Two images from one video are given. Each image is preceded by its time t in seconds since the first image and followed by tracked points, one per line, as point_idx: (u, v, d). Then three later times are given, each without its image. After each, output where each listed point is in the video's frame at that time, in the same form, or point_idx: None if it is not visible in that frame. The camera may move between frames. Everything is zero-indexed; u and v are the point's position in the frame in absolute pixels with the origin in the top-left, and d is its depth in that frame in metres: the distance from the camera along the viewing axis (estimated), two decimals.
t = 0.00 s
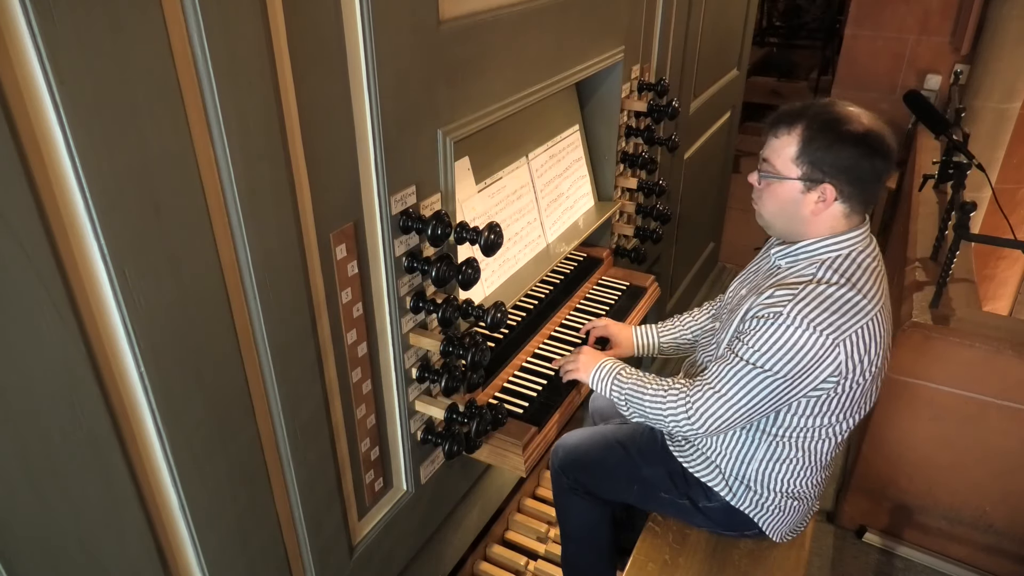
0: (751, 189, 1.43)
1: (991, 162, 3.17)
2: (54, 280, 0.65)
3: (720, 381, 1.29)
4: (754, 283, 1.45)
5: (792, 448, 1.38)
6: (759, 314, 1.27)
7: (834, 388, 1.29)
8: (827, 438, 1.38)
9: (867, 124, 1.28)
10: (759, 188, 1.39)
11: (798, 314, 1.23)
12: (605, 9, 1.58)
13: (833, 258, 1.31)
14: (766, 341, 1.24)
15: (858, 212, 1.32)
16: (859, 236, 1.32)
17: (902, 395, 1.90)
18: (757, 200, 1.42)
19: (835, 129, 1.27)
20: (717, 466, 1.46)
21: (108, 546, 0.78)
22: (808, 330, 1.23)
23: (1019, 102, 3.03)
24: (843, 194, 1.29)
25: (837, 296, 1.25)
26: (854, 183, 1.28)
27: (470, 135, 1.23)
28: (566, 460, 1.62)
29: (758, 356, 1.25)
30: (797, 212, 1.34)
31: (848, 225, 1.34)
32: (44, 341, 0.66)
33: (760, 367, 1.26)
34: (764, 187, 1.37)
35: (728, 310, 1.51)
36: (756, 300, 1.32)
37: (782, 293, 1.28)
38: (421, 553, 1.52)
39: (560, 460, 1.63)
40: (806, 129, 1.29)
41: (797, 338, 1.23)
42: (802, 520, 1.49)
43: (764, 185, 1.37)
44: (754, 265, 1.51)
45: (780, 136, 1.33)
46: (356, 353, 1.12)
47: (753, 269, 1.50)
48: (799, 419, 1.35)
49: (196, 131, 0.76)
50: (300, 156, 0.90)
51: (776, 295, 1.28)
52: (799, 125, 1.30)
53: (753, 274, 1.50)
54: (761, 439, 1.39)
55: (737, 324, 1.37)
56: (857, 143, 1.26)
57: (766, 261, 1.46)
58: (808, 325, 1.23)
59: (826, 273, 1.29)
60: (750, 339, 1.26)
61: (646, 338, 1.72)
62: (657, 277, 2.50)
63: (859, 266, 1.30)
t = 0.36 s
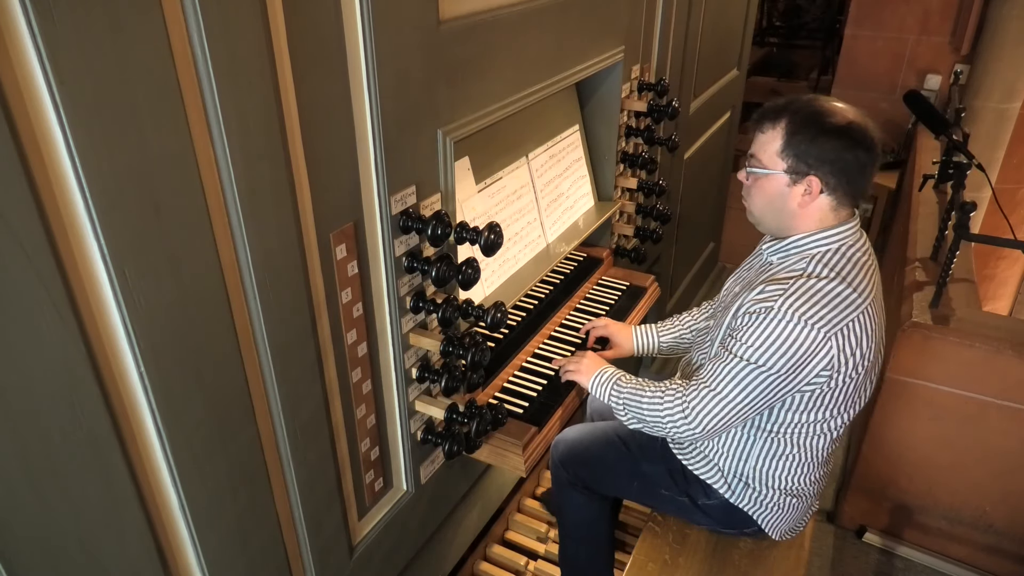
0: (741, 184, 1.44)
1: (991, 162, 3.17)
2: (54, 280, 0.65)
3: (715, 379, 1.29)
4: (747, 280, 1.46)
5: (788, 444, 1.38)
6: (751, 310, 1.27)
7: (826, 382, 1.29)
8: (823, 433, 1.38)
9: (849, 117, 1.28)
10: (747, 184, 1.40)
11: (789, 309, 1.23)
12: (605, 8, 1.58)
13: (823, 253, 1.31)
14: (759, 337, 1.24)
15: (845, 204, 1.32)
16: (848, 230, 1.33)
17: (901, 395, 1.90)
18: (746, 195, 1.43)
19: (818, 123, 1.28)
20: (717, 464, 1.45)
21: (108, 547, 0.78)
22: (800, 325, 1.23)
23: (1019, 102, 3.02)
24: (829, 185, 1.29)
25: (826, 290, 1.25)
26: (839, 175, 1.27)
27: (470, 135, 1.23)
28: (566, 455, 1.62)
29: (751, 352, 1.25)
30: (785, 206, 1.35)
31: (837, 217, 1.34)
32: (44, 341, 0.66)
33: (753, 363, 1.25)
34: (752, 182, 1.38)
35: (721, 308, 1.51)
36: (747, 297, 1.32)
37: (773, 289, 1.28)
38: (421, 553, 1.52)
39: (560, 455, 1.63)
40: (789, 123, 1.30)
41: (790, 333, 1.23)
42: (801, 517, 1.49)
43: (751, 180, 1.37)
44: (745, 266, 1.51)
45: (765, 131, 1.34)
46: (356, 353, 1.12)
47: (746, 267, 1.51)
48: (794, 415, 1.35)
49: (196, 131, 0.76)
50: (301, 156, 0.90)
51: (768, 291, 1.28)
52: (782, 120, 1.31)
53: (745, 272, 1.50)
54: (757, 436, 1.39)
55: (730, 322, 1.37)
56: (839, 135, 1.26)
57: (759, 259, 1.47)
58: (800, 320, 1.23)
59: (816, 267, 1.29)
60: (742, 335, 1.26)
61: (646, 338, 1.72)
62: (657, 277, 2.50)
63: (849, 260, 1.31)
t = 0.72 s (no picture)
0: (757, 180, 1.44)
1: (991, 162, 3.17)
2: (54, 280, 0.65)
3: (725, 375, 1.28)
4: (756, 279, 1.45)
5: (792, 445, 1.38)
6: (765, 307, 1.27)
7: (837, 383, 1.29)
8: (828, 436, 1.38)
9: (872, 117, 1.29)
10: (766, 180, 1.39)
11: (805, 308, 1.23)
12: (605, 8, 1.58)
13: (838, 253, 1.32)
14: (773, 335, 1.24)
15: (862, 205, 1.33)
16: (864, 233, 1.33)
17: (902, 395, 1.90)
18: (763, 192, 1.42)
19: (842, 121, 1.28)
20: (718, 464, 1.45)
21: (108, 547, 0.78)
22: (815, 323, 1.23)
23: (1019, 102, 3.02)
24: (849, 185, 1.30)
25: (843, 291, 1.26)
26: (860, 175, 1.28)
27: (470, 135, 1.23)
28: (567, 454, 1.61)
29: (765, 349, 1.25)
30: (804, 203, 1.35)
31: (852, 218, 1.35)
32: (44, 341, 0.66)
33: (766, 360, 1.25)
34: (770, 178, 1.37)
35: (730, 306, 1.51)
36: (761, 294, 1.32)
37: (789, 287, 1.28)
38: (421, 553, 1.52)
39: (560, 454, 1.62)
40: (814, 119, 1.30)
41: (805, 332, 1.23)
42: (800, 518, 1.49)
43: (770, 175, 1.37)
44: (755, 265, 1.51)
45: (788, 126, 1.33)
46: (356, 353, 1.12)
47: (756, 266, 1.51)
48: (800, 416, 1.35)
49: (196, 131, 0.76)
50: (300, 156, 0.90)
51: (783, 289, 1.28)
52: (807, 116, 1.31)
53: (755, 271, 1.50)
54: (762, 436, 1.39)
55: (741, 319, 1.37)
56: (863, 134, 1.27)
57: (770, 257, 1.47)
58: (816, 318, 1.23)
59: (832, 267, 1.30)
60: (756, 332, 1.26)
61: (645, 336, 1.72)
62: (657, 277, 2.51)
63: (864, 262, 1.31)
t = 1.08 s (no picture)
0: (769, 181, 1.44)
1: (991, 161, 3.16)
2: (54, 280, 0.65)
3: (729, 368, 1.29)
4: (764, 279, 1.45)
5: (795, 447, 1.38)
6: (774, 304, 1.27)
7: (843, 384, 1.29)
8: (830, 438, 1.38)
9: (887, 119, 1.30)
10: (778, 179, 1.40)
11: (814, 306, 1.23)
12: (605, 8, 1.58)
13: (849, 254, 1.31)
14: (780, 330, 1.24)
15: (874, 207, 1.33)
16: (875, 234, 1.33)
17: (902, 395, 1.90)
18: (776, 192, 1.43)
19: (856, 121, 1.29)
20: (717, 464, 1.46)
21: (108, 547, 0.78)
22: (823, 321, 1.23)
23: (1019, 102, 3.02)
24: (862, 185, 1.30)
25: (855, 291, 1.26)
26: (873, 175, 1.29)
27: (470, 135, 1.23)
28: (566, 460, 1.63)
29: (772, 344, 1.25)
30: (815, 202, 1.35)
31: (864, 220, 1.35)
32: (44, 341, 0.66)
33: (772, 355, 1.25)
34: (783, 178, 1.38)
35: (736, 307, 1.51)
36: (769, 292, 1.32)
37: (797, 286, 1.28)
38: (421, 553, 1.52)
39: (561, 460, 1.65)
40: (829, 119, 1.31)
41: (813, 330, 1.23)
42: (800, 521, 1.49)
43: (783, 174, 1.38)
44: (761, 266, 1.51)
45: (803, 125, 1.35)
46: (356, 353, 1.12)
47: (763, 267, 1.51)
48: (804, 417, 1.35)
49: (196, 131, 0.76)
50: (300, 156, 0.90)
51: (791, 288, 1.28)
52: (822, 116, 1.32)
53: (762, 271, 1.50)
54: (765, 436, 1.39)
55: (748, 317, 1.37)
56: (878, 135, 1.28)
57: (778, 258, 1.46)
58: (824, 317, 1.23)
59: (842, 268, 1.29)
60: (764, 328, 1.26)
61: (644, 328, 1.72)
62: (657, 277, 2.51)
63: (874, 263, 1.31)
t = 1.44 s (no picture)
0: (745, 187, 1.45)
1: (991, 161, 3.16)
2: (54, 280, 0.65)
3: (717, 371, 1.29)
4: (752, 282, 1.46)
5: (792, 446, 1.38)
6: (758, 306, 1.27)
7: (832, 381, 1.29)
8: (827, 437, 1.38)
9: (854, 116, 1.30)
10: (752, 185, 1.41)
11: (796, 305, 1.23)
12: (605, 9, 1.58)
13: (829, 252, 1.32)
14: (765, 332, 1.24)
15: (850, 202, 1.33)
16: (854, 230, 1.33)
17: (901, 395, 1.90)
18: (751, 197, 1.43)
19: (822, 121, 1.30)
20: (717, 465, 1.46)
21: (107, 547, 0.78)
22: (806, 320, 1.22)
23: (1019, 102, 3.02)
24: (835, 182, 1.30)
25: (836, 288, 1.25)
26: (844, 171, 1.29)
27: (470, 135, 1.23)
28: (566, 462, 1.64)
29: (757, 346, 1.25)
30: (791, 203, 1.35)
31: (842, 217, 1.34)
32: (44, 342, 0.66)
33: (758, 357, 1.25)
34: (757, 182, 1.39)
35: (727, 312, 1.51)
36: (754, 294, 1.32)
37: (780, 285, 1.28)
38: (421, 553, 1.52)
39: (560, 463, 1.66)
40: (795, 122, 1.32)
41: (797, 328, 1.23)
42: (801, 520, 1.49)
43: (756, 179, 1.38)
44: (750, 269, 1.51)
45: (771, 130, 1.35)
46: (356, 353, 1.12)
47: (752, 271, 1.51)
48: (798, 417, 1.35)
49: (196, 131, 0.76)
50: (300, 156, 0.90)
51: (774, 288, 1.28)
52: (788, 119, 1.33)
53: (750, 276, 1.50)
54: (762, 437, 1.39)
55: (736, 319, 1.37)
56: (844, 133, 1.28)
57: (764, 262, 1.47)
58: (807, 315, 1.23)
59: (823, 266, 1.29)
60: (749, 330, 1.26)
61: (645, 334, 1.72)
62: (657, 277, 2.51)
63: (856, 260, 1.31)
